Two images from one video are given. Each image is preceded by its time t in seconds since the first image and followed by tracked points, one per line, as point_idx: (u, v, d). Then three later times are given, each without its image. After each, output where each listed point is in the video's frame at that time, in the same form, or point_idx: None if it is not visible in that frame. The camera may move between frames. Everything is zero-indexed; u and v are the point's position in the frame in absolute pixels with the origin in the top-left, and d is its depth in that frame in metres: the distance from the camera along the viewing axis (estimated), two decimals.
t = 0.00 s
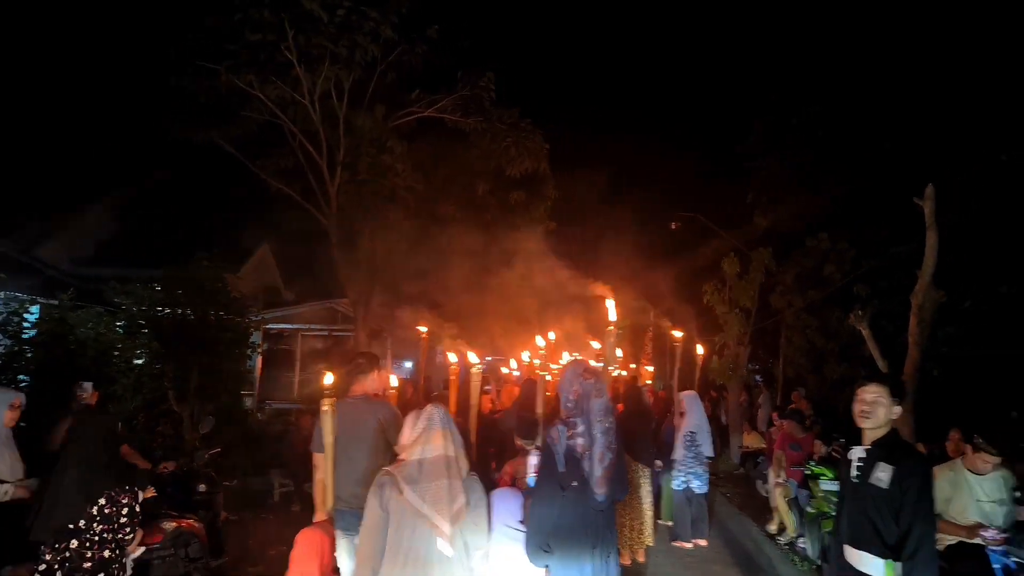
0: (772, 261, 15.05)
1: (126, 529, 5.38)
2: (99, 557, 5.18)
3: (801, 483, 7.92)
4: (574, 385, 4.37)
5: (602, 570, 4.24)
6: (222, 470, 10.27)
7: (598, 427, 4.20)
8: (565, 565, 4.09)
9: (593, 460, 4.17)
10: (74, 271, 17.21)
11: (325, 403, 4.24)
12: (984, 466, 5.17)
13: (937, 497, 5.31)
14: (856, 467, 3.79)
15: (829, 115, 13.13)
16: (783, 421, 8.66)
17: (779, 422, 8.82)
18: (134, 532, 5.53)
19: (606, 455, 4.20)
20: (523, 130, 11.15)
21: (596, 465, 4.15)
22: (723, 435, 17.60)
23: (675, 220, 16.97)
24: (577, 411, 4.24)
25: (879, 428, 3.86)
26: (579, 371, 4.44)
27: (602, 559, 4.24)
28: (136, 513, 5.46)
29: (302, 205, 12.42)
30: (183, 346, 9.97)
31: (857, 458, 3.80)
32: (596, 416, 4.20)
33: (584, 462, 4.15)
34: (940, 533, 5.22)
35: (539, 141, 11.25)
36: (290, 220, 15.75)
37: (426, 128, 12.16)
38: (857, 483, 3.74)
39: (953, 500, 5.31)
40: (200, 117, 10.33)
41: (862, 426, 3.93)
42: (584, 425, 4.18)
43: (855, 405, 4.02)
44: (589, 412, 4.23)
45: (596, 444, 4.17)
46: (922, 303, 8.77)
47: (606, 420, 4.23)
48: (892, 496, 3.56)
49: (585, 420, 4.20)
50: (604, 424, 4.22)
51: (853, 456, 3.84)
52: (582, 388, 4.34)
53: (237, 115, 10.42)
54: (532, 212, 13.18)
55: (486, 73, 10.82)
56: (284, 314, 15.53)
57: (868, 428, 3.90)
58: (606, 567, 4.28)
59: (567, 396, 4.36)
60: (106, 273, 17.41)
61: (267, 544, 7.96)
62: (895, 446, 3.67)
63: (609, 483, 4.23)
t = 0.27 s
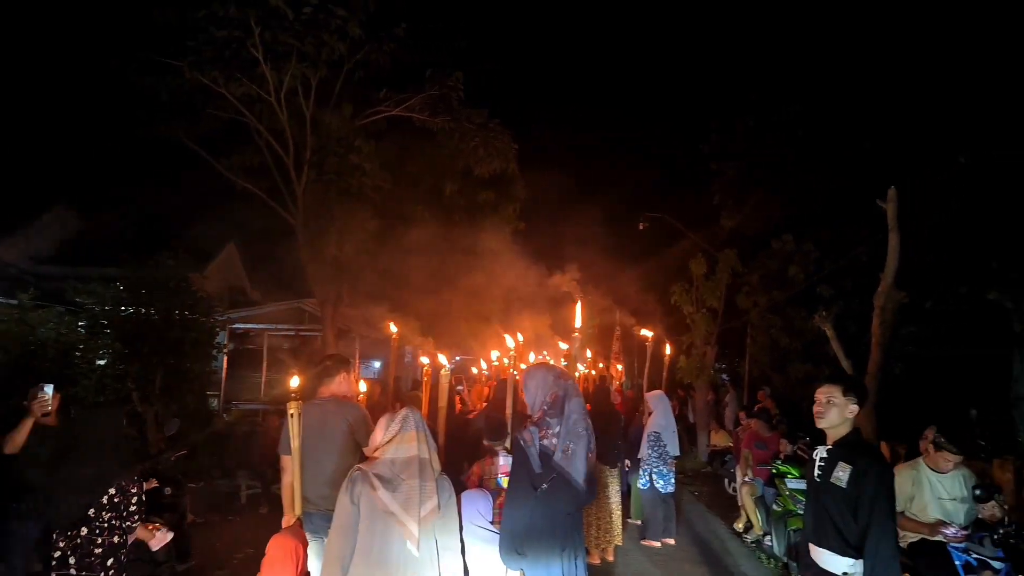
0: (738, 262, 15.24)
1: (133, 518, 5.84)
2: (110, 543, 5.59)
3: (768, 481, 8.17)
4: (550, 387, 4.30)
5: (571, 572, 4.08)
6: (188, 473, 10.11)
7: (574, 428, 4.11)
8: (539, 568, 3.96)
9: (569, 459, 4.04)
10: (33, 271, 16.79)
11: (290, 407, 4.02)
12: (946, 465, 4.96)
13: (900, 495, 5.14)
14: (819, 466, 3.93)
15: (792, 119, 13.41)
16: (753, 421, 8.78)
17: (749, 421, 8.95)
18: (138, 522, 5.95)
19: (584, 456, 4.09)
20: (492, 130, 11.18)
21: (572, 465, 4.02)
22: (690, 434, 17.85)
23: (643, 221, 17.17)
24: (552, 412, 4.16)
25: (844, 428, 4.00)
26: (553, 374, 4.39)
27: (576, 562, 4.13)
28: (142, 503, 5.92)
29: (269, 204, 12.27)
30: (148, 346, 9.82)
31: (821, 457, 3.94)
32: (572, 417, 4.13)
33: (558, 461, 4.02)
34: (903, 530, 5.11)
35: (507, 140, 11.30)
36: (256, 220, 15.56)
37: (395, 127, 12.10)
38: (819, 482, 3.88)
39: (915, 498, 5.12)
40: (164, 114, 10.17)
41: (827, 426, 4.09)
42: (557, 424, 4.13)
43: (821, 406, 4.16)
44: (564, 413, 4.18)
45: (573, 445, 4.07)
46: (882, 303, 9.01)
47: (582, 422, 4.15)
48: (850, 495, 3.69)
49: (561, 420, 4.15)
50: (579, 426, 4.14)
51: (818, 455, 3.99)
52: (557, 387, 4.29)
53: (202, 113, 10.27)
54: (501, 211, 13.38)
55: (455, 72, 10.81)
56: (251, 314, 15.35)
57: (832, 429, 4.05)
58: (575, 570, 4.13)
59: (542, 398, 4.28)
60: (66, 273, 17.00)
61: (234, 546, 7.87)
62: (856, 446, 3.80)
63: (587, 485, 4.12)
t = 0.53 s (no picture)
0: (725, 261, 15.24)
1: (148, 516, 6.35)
2: (127, 539, 6.08)
3: (754, 481, 8.22)
4: (542, 391, 4.26)
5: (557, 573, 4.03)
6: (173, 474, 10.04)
7: (567, 430, 4.10)
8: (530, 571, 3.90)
9: (565, 461, 4.01)
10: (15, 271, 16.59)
11: (276, 407, 3.98)
12: (930, 466, 5.00)
13: (884, 496, 5.19)
14: (802, 468, 3.98)
15: (778, 121, 13.50)
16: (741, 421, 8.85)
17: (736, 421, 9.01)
18: (154, 518, 6.45)
19: (578, 458, 4.06)
20: (480, 129, 11.17)
21: (566, 467, 4.00)
22: (677, 433, 17.94)
23: (630, 222, 17.22)
24: (545, 414, 4.11)
25: (825, 429, 4.03)
26: (543, 378, 4.34)
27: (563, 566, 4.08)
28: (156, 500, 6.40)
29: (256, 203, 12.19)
30: (132, 347, 9.72)
31: (803, 458, 3.98)
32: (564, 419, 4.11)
33: (550, 464, 3.96)
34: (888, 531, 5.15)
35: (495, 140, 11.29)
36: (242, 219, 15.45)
37: (382, 127, 12.07)
38: (801, 484, 3.92)
39: (900, 499, 5.15)
40: (149, 113, 10.09)
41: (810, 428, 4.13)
42: (548, 427, 4.07)
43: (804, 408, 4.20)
44: (555, 416, 4.14)
45: (567, 447, 4.05)
46: (867, 304, 9.10)
47: (575, 425, 4.15)
48: (831, 496, 3.72)
49: (552, 423, 4.10)
50: (572, 429, 4.13)
51: (800, 457, 4.04)
52: (548, 391, 4.27)
53: (187, 112, 10.19)
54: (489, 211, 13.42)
55: (442, 72, 10.79)
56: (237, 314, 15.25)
57: (813, 430, 4.09)
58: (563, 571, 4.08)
59: (533, 401, 4.22)
60: (49, 272, 16.81)
61: (220, 548, 7.82)
62: (837, 447, 3.83)
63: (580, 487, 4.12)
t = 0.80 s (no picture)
0: (718, 262, 15.26)
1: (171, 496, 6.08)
2: (150, 521, 5.89)
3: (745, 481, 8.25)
4: (540, 395, 4.26)
5: None
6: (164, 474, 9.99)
7: (564, 435, 4.11)
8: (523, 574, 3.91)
9: (560, 465, 4.02)
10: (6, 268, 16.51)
11: (269, 408, 3.99)
12: (919, 467, 5.06)
13: (874, 496, 5.26)
14: (791, 469, 4.03)
15: (771, 123, 13.55)
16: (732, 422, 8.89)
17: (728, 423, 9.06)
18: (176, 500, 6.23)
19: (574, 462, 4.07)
20: (474, 129, 11.16)
21: (562, 472, 4.02)
22: (670, 433, 17.98)
23: (624, 222, 17.25)
24: (543, 418, 4.10)
25: (813, 431, 4.07)
26: (541, 383, 4.35)
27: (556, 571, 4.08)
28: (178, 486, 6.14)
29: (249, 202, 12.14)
30: (123, 346, 9.71)
31: (791, 460, 4.03)
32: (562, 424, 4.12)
33: (547, 468, 3.98)
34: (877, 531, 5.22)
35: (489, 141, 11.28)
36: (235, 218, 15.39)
37: (376, 126, 12.05)
38: (789, 484, 3.96)
39: (890, 500, 5.23)
40: (141, 111, 10.08)
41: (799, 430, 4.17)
42: (547, 431, 4.06)
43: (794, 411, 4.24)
44: (554, 421, 4.13)
45: (563, 451, 4.06)
46: (858, 306, 9.14)
47: (571, 430, 4.16)
48: (820, 498, 3.74)
49: (551, 427, 4.09)
50: (569, 434, 4.14)
51: (789, 459, 4.09)
52: (547, 395, 4.25)
53: (180, 110, 10.17)
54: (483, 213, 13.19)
55: (437, 72, 10.79)
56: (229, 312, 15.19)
57: (802, 432, 4.13)
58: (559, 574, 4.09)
59: (531, 406, 4.20)
60: (41, 270, 16.73)
61: (212, 547, 7.80)
62: (826, 448, 3.87)
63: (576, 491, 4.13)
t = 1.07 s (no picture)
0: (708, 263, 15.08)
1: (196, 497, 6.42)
2: (180, 519, 6.27)
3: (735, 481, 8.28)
4: (540, 394, 4.21)
5: None
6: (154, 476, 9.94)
7: (563, 434, 4.08)
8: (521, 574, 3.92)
9: (558, 466, 4.01)
10: None
11: (257, 416, 3.90)
12: (907, 467, 5.10)
13: (863, 497, 5.30)
14: (781, 470, 4.06)
15: (762, 124, 13.61)
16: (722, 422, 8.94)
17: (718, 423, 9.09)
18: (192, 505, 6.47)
19: (572, 463, 4.05)
20: (465, 130, 11.14)
21: (559, 473, 4.00)
22: (661, 433, 18.03)
23: (615, 223, 17.29)
24: (542, 417, 4.09)
25: (802, 434, 4.10)
26: (542, 382, 4.32)
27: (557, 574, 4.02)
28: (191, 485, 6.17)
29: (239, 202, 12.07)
30: (113, 347, 9.62)
31: (782, 461, 4.07)
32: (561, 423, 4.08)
33: (545, 467, 3.97)
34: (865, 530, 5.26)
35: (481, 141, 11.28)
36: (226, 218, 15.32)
37: (367, 126, 12.02)
38: (780, 485, 3.99)
39: (878, 500, 5.26)
40: (130, 111, 10.01)
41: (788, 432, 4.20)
42: (546, 430, 4.04)
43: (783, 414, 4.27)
44: (553, 420, 4.11)
45: (561, 451, 4.04)
46: (847, 306, 9.20)
47: (571, 429, 4.12)
48: (812, 498, 3.77)
49: (549, 425, 4.07)
50: (569, 433, 4.11)
51: (779, 461, 4.12)
52: (546, 394, 4.21)
53: (170, 111, 10.10)
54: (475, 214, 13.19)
55: (428, 72, 10.78)
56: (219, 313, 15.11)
57: (791, 434, 4.16)
58: None
59: (531, 405, 4.19)
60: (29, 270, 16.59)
61: (202, 550, 7.77)
62: (815, 450, 3.90)
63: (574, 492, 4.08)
